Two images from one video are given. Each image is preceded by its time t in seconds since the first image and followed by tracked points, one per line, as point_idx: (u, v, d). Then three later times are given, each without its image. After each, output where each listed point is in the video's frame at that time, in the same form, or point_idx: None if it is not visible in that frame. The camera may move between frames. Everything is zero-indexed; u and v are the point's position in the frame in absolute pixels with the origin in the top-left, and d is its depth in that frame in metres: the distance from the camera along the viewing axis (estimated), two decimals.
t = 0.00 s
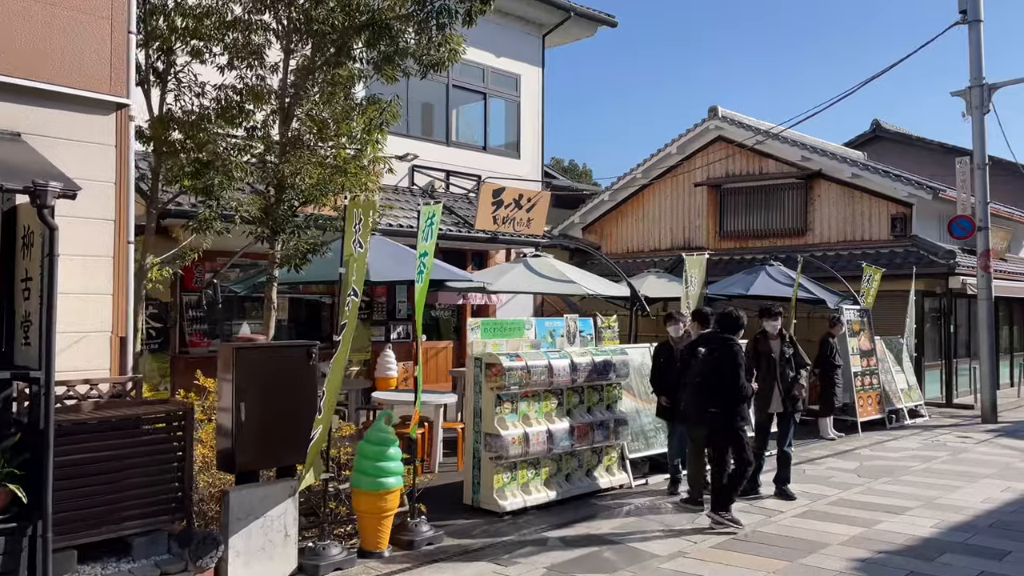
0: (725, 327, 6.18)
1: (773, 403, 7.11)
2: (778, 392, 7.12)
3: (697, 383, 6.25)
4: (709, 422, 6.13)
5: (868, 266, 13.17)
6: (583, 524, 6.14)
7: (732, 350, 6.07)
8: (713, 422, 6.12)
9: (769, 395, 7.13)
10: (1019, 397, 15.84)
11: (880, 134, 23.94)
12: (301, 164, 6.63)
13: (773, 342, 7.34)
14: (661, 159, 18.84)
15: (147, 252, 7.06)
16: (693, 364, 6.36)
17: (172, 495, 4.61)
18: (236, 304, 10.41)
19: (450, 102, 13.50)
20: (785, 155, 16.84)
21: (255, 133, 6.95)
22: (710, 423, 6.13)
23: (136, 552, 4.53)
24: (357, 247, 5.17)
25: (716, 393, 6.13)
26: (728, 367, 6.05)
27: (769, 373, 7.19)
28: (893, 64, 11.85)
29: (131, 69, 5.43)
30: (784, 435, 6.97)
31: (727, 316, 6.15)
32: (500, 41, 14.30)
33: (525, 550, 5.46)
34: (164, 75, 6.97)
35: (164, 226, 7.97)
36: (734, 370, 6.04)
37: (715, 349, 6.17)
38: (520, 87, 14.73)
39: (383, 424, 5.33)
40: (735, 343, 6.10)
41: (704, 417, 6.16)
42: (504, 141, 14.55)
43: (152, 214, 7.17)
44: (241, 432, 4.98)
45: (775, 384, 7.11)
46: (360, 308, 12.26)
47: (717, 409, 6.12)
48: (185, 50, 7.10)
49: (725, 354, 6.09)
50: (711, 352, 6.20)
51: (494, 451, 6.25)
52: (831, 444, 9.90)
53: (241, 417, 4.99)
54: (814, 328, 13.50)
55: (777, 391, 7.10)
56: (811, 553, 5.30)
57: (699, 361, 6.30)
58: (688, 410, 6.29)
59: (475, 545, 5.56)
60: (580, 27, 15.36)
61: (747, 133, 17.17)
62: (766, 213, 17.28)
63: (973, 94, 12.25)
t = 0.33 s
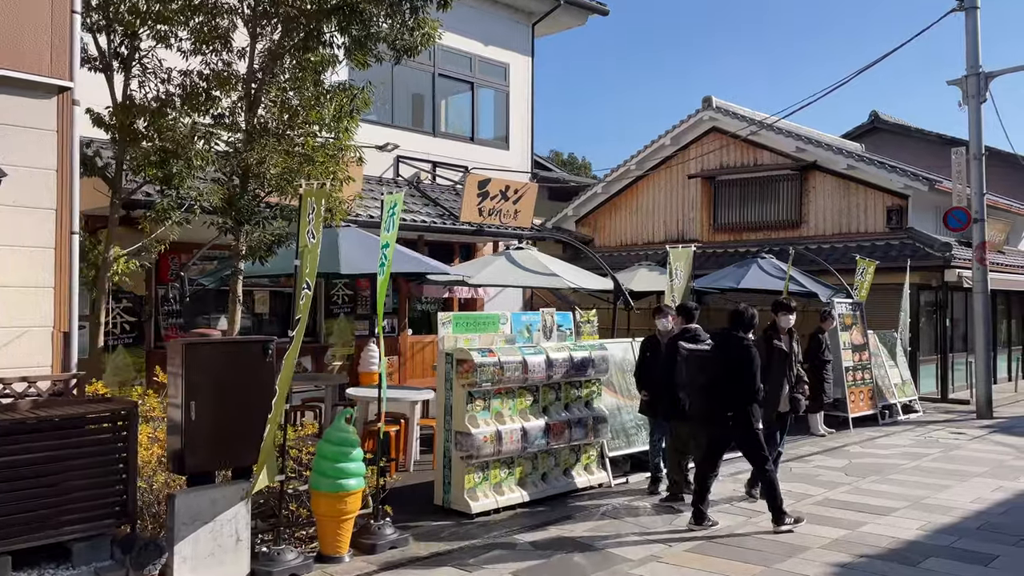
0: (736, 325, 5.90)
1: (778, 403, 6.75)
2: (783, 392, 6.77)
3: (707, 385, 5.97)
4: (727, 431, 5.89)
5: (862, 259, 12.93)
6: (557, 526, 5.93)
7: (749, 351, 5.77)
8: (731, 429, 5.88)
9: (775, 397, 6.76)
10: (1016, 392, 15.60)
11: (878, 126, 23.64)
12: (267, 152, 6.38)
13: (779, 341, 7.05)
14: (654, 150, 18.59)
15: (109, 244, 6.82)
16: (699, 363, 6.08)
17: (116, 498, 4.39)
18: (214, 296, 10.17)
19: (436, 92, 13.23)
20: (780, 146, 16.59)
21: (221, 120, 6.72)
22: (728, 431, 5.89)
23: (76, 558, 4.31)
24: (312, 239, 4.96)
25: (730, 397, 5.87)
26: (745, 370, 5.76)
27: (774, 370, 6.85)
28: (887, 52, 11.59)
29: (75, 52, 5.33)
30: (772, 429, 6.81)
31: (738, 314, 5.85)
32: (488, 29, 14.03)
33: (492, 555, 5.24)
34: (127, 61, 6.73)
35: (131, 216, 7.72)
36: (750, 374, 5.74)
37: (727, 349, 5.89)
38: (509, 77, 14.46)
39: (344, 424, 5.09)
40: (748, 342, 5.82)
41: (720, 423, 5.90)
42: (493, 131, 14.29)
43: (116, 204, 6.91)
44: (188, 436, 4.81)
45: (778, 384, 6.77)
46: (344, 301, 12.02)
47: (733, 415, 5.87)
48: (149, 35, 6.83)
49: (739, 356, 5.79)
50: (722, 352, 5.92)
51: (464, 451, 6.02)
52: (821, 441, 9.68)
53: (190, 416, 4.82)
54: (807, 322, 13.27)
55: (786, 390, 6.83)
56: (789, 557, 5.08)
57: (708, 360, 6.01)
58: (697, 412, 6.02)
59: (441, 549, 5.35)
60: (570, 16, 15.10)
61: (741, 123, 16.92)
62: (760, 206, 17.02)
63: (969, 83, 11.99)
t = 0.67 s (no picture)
0: (750, 314, 5.81)
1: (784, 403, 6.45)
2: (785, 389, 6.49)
3: (729, 380, 5.80)
4: (752, 429, 5.67)
5: (854, 251, 12.72)
6: (527, 527, 5.75)
7: (767, 341, 5.65)
8: (756, 427, 5.68)
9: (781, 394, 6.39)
10: (1012, 387, 15.41)
11: (876, 117, 23.42)
12: (227, 140, 6.24)
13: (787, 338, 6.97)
14: (647, 142, 18.37)
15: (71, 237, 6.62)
16: (718, 359, 5.94)
17: (57, 500, 4.23)
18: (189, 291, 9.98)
19: (421, 82, 13.00)
20: (773, 137, 16.39)
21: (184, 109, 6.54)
22: (753, 429, 5.67)
23: (12, 564, 4.12)
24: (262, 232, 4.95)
25: (753, 392, 5.69)
26: (767, 361, 5.62)
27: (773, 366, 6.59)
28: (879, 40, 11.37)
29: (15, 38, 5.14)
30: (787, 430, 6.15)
31: (753, 303, 5.77)
32: (476, 18, 13.80)
33: (455, 558, 5.08)
34: (89, 47, 6.51)
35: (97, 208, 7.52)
36: (772, 365, 5.61)
37: (744, 341, 5.75)
38: (497, 67, 14.24)
39: (301, 422, 4.91)
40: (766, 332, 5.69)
41: (744, 420, 5.68)
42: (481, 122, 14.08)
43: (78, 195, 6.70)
44: (134, 433, 4.61)
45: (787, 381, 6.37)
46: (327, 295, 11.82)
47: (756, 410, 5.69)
48: (112, 20, 6.61)
49: (759, 346, 5.65)
50: (739, 344, 5.79)
51: (432, 449, 5.84)
52: (809, 437, 9.50)
53: (137, 416, 4.62)
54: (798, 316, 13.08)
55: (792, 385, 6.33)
56: (761, 561, 4.91)
57: (727, 354, 5.87)
58: (721, 409, 5.80)
59: (403, 552, 5.17)
60: (559, 5, 14.86)
61: (734, 114, 16.71)
62: (754, 198, 16.79)
63: (963, 71, 11.76)
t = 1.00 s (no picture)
0: (761, 311, 5.63)
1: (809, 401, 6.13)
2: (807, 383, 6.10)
3: (740, 376, 5.59)
4: (763, 428, 5.49)
5: (851, 244, 12.48)
6: (502, 528, 5.54)
7: (781, 339, 5.47)
8: (766, 425, 5.50)
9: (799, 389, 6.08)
10: (1012, 382, 15.17)
11: (876, 109, 23.14)
12: (191, 126, 6.03)
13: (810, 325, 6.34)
14: (643, 133, 18.11)
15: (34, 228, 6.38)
16: (726, 356, 5.73)
17: None
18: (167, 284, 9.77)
19: (410, 71, 12.74)
20: (770, 128, 16.13)
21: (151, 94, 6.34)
22: (763, 429, 5.49)
23: None
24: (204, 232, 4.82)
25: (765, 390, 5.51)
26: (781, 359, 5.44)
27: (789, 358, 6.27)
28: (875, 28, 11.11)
29: None
30: (800, 425, 5.97)
31: (764, 299, 5.59)
32: (466, 6, 13.54)
33: (422, 562, 4.87)
34: (53, 30, 6.26)
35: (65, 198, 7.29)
36: (786, 364, 5.44)
37: (757, 337, 5.57)
38: (488, 56, 13.97)
39: (261, 422, 4.71)
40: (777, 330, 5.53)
41: (755, 419, 5.48)
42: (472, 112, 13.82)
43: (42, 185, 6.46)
44: (82, 433, 4.40)
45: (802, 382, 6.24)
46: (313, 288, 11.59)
47: (766, 408, 5.51)
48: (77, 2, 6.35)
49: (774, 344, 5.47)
50: (749, 340, 5.61)
51: (404, 448, 5.62)
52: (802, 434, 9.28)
53: (85, 415, 4.41)
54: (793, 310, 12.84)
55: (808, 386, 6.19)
56: (742, 566, 4.70)
57: (735, 351, 5.68)
58: (730, 407, 5.58)
59: (369, 556, 4.97)
60: None
61: (730, 105, 16.46)
62: (750, 190, 16.54)
63: (962, 60, 11.49)
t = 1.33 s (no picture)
0: (769, 306, 5.52)
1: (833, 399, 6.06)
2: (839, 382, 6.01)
3: (753, 375, 5.43)
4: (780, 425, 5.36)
5: (850, 239, 12.21)
6: (476, 535, 5.32)
7: (792, 334, 5.34)
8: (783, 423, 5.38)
9: (825, 386, 6.05)
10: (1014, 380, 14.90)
11: (878, 103, 22.87)
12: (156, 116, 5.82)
13: (835, 323, 6.17)
14: (640, 127, 17.86)
15: None
16: (738, 354, 5.57)
17: None
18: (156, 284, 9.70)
19: (399, 64, 12.49)
20: (769, 122, 15.86)
21: (117, 82, 6.11)
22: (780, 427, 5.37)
23: None
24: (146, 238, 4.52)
25: (780, 389, 5.35)
26: (794, 355, 5.30)
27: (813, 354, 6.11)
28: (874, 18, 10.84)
29: None
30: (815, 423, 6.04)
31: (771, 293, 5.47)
32: None
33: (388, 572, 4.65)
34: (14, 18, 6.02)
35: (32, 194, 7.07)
36: (798, 359, 5.29)
37: (766, 334, 5.42)
38: (480, 48, 13.71)
39: (217, 425, 4.50)
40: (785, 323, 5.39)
41: (772, 418, 5.36)
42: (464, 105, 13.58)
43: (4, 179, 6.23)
44: (28, 436, 4.19)
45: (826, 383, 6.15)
46: (299, 285, 11.37)
47: (783, 405, 5.39)
48: None
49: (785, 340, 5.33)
50: (757, 338, 5.47)
51: (374, 452, 5.39)
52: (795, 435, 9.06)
53: (28, 418, 4.18)
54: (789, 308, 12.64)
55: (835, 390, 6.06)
56: None
57: (746, 349, 5.53)
58: (747, 406, 5.44)
59: (333, 566, 4.75)
60: None
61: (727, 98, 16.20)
62: (748, 185, 16.26)
63: (963, 51, 11.22)
